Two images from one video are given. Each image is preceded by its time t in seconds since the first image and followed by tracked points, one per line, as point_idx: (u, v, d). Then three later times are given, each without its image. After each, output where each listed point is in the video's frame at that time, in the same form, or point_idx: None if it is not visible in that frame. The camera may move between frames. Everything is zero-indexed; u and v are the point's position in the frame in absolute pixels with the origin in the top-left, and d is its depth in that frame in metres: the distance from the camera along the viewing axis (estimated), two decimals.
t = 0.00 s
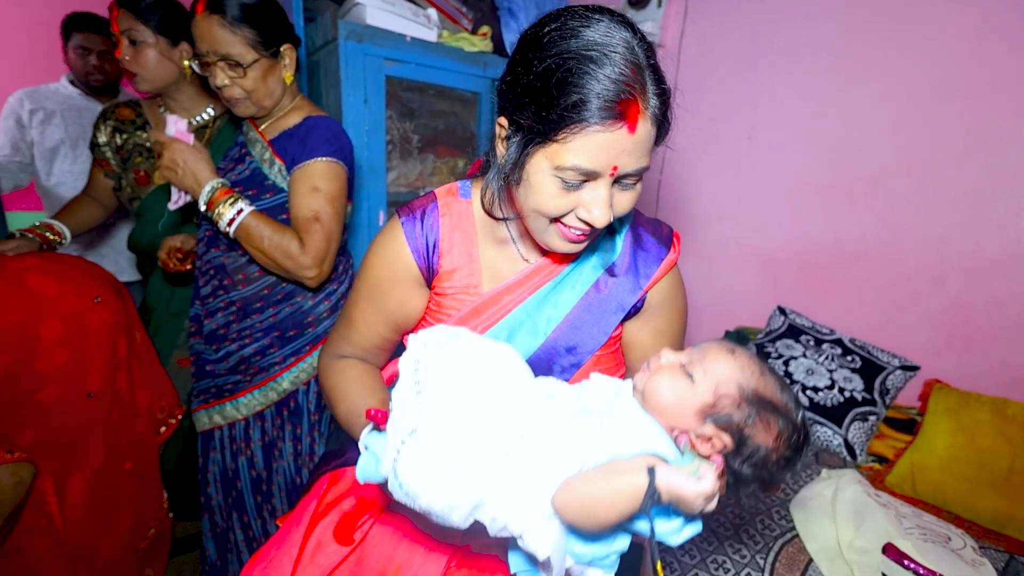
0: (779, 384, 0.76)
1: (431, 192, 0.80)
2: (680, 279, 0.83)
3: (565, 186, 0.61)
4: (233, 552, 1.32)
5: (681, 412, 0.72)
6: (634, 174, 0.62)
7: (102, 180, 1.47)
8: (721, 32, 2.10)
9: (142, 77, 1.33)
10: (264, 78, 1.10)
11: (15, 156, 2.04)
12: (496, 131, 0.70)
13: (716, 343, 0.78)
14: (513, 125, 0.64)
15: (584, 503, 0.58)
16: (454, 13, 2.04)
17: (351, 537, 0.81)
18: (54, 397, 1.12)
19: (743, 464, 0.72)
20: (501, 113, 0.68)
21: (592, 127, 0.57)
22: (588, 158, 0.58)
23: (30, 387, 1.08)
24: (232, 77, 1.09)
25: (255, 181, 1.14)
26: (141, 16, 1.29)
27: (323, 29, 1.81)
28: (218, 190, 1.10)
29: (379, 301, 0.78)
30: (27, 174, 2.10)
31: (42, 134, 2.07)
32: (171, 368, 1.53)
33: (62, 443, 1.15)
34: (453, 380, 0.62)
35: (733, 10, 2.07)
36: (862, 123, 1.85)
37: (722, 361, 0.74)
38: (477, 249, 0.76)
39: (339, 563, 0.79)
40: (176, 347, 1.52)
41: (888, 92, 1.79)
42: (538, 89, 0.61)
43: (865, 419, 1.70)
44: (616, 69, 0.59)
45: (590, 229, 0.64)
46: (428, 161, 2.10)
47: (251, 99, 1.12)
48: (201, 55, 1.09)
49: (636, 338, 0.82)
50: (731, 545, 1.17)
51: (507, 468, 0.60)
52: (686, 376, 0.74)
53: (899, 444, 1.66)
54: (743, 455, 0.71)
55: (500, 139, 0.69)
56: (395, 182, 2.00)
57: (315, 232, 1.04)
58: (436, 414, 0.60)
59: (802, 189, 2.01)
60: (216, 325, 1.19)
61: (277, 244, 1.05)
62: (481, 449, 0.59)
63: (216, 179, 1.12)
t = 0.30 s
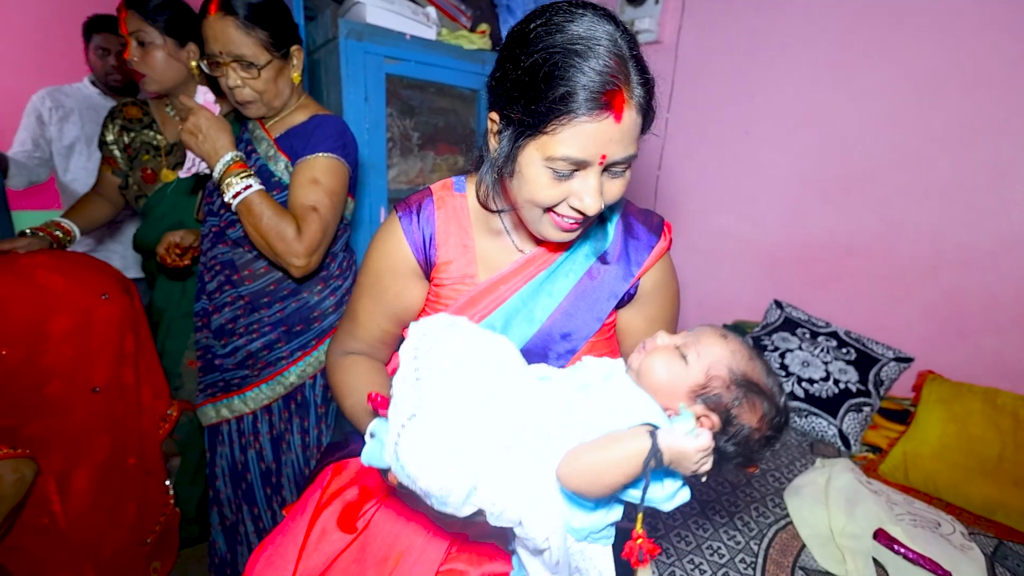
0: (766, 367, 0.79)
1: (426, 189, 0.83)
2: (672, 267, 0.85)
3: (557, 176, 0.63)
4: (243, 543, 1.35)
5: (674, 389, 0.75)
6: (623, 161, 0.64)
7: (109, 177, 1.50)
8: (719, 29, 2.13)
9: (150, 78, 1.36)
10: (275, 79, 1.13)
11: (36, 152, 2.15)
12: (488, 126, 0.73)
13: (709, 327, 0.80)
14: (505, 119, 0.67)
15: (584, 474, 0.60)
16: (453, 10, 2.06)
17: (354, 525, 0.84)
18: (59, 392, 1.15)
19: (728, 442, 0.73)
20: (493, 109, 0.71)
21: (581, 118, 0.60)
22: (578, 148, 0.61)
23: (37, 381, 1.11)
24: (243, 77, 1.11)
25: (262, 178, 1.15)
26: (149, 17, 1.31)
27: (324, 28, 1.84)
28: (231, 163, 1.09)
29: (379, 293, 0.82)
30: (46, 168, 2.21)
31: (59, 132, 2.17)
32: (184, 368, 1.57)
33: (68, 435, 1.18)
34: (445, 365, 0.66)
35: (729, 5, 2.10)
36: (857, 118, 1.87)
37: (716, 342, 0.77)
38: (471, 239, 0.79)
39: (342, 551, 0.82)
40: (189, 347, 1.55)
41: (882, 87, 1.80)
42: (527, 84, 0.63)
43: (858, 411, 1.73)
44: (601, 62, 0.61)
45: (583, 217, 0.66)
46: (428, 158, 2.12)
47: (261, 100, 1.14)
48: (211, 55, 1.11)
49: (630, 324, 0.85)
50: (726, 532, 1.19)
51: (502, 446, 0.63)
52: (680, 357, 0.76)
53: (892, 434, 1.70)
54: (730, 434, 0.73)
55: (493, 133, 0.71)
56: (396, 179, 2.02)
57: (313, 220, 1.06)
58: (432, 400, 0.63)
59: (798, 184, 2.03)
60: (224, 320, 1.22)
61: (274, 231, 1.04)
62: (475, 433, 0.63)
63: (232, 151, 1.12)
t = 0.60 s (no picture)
0: (726, 406, 0.80)
1: (423, 188, 0.86)
2: (663, 260, 0.88)
3: (548, 176, 0.66)
4: (251, 532, 1.39)
5: (638, 435, 0.76)
6: (611, 161, 0.67)
7: (114, 175, 1.53)
8: (715, 28, 2.18)
9: (156, 78, 1.38)
10: (283, 80, 1.17)
11: (48, 149, 2.14)
12: (482, 127, 0.76)
13: (672, 367, 0.82)
14: (497, 122, 0.70)
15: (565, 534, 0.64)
16: (453, 8, 2.08)
17: (358, 510, 0.87)
18: (67, 386, 1.19)
19: (691, 475, 0.77)
20: (486, 111, 0.73)
21: (569, 121, 0.62)
22: (567, 150, 0.63)
23: (46, 375, 1.15)
24: (252, 78, 1.14)
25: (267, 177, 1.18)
26: (155, 19, 1.34)
27: (325, 27, 1.87)
28: (242, 151, 1.12)
29: (379, 288, 0.84)
30: (57, 165, 2.19)
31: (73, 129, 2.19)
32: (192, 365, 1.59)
33: (76, 428, 1.22)
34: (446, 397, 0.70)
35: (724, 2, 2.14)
36: (850, 114, 1.90)
37: (676, 385, 0.78)
38: (468, 236, 0.82)
39: (346, 534, 0.85)
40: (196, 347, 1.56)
41: (875, 83, 1.83)
42: (517, 89, 0.66)
43: (853, 402, 1.75)
44: (588, 66, 0.64)
45: (574, 214, 0.69)
46: (429, 155, 2.14)
47: (269, 101, 1.18)
48: (220, 57, 1.13)
49: (625, 316, 0.89)
50: (720, 519, 1.23)
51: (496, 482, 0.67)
52: (644, 401, 0.78)
53: (886, 425, 1.72)
54: (690, 469, 0.77)
55: (487, 134, 0.74)
56: (397, 176, 2.05)
57: (313, 211, 1.08)
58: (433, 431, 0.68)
59: (792, 179, 2.07)
60: (229, 314, 1.25)
61: (274, 217, 1.06)
62: (472, 460, 0.67)
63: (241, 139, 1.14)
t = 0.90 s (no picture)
0: (697, 409, 0.86)
1: (426, 186, 0.89)
2: (658, 257, 0.91)
3: (542, 179, 0.69)
4: (256, 526, 1.42)
5: (614, 428, 0.81)
6: (603, 165, 0.70)
7: (119, 173, 1.56)
8: (712, 29, 2.21)
9: (160, 80, 1.41)
10: (289, 84, 1.21)
11: (57, 147, 2.20)
12: (481, 129, 0.79)
13: (651, 368, 0.87)
14: (495, 126, 0.73)
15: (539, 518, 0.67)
16: (454, 10, 2.10)
17: (362, 497, 0.90)
18: (79, 381, 1.21)
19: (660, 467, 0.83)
20: (484, 114, 0.77)
21: (562, 129, 0.66)
22: (560, 156, 0.67)
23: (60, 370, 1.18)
24: (261, 82, 1.18)
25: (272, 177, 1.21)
26: (159, 22, 1.37)
27: (329, 30, 1.92)
28: (255, 149, 1.14)
29: (383, 282, 0.87)
30: (65, 163, 2.23)
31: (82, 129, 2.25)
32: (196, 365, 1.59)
33: (88, 423, 1.25)
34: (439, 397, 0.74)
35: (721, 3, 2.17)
36: (845, 113, 1.92)
37: (653, 385, 0.84)
38: (468, 233, 0.85)
39: (351, 520, 0.89)
40: (201, 344, 1.58)
41: (869, 83, 1.86)
42: (513, 97, 0.69)
43: (847, 397, 1.78)
44: (581, 76, 0.67)
45: (567, 215, 0.73)
46: (430, 155, 2.17)
47: (276, 104, 1.22)
48: (229, 61, 1.16)
49: (620, 311, 0.92)
50: (714, 509, 1.26)
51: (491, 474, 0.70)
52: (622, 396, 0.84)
53: (878, 419, 1.75)
54: (660, 462, 0.83)
55: (485, 137, 0.78)
56: (399, 176, 2.09)
57: (321, 211, 1.12)
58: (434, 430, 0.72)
59: (788, 178, 2.10)
60: (234, 312, 1.28)
61: (285, 215, 1.09)
62: (466, 458, 0.70)
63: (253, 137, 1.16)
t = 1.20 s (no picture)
0: (700, 355, 0.87)
1: (427, 187, 0.92)
2: (651, 254, 0.94)
3: (538, 178, 0.72)
4: (259, 522, 1.45)
5: (620, 382, 0.82)
6: (596, 165, 0.73)
7: (119, 173, 1.58)
8: (710, 31, 2.24)
9: (162, 82, 1.44)
10: (293, 86, 1.23)
11: (60, 150, 2.24)
12: (480, 130, 0.82)
13: (652, 325, 0.89)
14: (493, 128, 0.76)
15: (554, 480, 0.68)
16: (455, 13, 2.12)
17: (365, 488, 0.93)
18: (87, 378, 1.25)
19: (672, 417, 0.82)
20: (484, 116, 0.80)
21: (557, 132, 0.68)
22: (555, 156, 0.70)
23: (67, 368, 1.21)
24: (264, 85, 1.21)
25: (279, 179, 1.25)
26: (159, 25, 1.40)
27: (332, 32, 1.96)
28: (268, 154, 1.15)
29: (387, 281, 0.91)
30: (68, 165, 2.28)
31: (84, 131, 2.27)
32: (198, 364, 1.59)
33: (94, 419, 1.28)
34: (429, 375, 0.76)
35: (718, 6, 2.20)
36: (840, 115, 1.95)
37: (655, 337, 0.85)
38: (469, 231, 0.88)
39: (354, 509, 0.91)
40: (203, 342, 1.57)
41: (864, 85, 1.89)
42: (511, 101, 0.72)
43: (842, 394, 1.80)
44: (575, 81, 0.70)
45: (561, 212, 0.75)
46: (431, 156, 2.20)
47: (280, 105, 1.25)
48: (234, 64, 1.20)
49: (616, 307, 0.95)
50: (709, 503, 1.29)
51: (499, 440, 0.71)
52: (626, 352, 0.85)
53: (873, 416, 1.78)
54: (670, 412, 0.82)
55: (485, 138, 0.81)
56: (401, 176, 2.11)
57: (332, 216, 1.15)
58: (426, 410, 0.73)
59: (785, 179, 2.13)
60: (240, 312, 1.31)
61: (297, 220, 1.10)
62: (463, 429, 0.71)
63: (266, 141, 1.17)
